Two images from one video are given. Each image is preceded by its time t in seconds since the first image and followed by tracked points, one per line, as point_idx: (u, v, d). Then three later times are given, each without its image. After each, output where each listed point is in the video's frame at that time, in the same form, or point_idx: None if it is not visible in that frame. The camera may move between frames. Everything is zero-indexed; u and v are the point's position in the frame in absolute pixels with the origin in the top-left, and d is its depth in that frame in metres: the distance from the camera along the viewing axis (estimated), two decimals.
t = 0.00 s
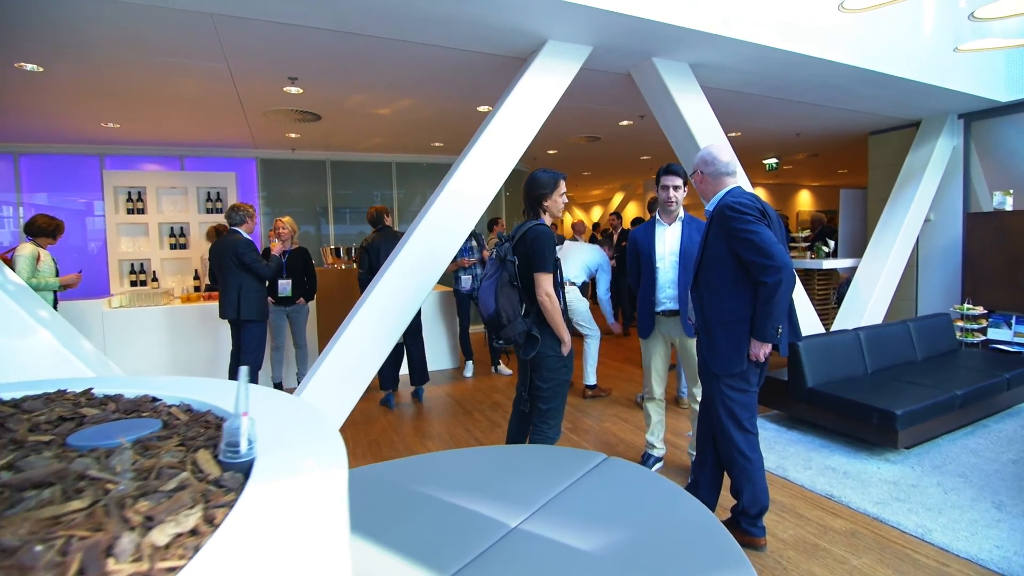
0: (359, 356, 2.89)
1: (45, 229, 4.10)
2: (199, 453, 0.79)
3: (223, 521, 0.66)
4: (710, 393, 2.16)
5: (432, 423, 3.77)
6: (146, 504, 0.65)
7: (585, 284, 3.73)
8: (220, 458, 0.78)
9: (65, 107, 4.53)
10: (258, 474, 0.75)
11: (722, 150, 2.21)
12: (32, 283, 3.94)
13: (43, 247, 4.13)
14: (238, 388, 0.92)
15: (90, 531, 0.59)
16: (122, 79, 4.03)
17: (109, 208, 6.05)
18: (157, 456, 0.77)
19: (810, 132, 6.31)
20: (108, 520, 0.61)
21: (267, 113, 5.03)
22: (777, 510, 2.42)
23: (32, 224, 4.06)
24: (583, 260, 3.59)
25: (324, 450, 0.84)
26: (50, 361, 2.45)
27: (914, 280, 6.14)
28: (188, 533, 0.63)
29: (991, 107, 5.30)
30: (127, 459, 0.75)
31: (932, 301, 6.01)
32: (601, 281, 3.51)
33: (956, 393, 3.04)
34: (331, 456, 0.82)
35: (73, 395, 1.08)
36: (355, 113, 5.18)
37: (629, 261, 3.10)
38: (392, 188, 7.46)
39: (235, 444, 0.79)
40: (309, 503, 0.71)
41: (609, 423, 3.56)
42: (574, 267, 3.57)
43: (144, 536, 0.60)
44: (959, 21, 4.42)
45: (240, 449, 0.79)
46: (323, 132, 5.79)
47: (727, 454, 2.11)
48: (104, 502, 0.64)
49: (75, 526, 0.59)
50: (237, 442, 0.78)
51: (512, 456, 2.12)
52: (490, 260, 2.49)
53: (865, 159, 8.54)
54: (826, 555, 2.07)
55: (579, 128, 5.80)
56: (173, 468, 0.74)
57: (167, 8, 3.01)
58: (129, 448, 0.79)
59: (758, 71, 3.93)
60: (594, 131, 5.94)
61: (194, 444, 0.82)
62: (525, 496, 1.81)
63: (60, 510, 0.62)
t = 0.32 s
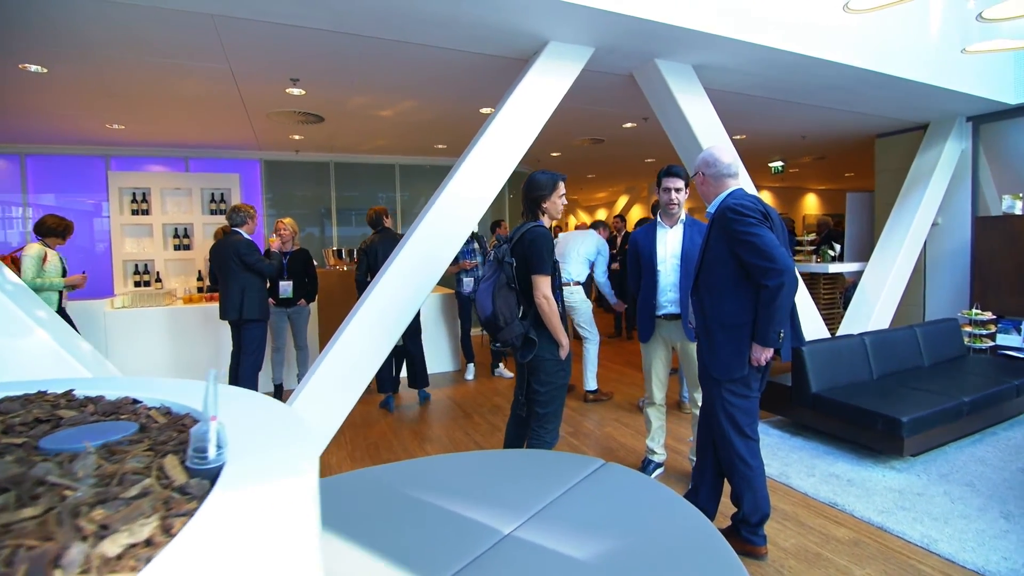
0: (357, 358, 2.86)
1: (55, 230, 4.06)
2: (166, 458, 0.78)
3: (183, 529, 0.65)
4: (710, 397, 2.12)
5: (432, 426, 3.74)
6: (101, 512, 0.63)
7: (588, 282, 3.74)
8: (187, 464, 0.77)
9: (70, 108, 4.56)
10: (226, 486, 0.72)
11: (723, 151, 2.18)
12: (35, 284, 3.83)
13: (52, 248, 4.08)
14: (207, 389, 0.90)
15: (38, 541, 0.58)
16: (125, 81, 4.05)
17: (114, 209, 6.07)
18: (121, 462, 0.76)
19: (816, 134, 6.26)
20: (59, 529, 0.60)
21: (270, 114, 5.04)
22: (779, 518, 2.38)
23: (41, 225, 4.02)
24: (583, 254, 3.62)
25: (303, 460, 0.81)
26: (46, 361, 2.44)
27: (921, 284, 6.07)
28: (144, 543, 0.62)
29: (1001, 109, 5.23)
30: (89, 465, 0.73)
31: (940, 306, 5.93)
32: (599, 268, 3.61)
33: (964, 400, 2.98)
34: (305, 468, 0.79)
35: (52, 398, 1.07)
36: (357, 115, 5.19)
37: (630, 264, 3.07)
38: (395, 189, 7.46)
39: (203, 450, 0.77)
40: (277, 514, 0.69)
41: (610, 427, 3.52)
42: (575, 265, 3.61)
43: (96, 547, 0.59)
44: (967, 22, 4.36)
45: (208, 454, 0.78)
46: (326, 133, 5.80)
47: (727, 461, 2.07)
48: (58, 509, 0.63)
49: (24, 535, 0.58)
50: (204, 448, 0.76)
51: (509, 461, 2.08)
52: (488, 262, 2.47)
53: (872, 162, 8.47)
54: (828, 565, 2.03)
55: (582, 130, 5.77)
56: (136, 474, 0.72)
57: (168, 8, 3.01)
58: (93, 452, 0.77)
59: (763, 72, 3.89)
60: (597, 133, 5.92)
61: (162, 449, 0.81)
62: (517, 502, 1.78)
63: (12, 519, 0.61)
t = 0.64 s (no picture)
0: (353, 360, 2.83)
1: (64, 230, 3.97)
2: (131, 463, 0.76)
3: (137, 538, 0.62)
4: (710, 403, 2.08)
5: (431, 429, 3.71)
6: (52, 520, 0.61)
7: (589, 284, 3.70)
8: (152, 470, 0.75)
9: (72, 107, 4.57)
10: (187, 494, 0.69)
11: (726, 152, 2.14)
12: (39, 284, 3.76)
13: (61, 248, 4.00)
14: (173, 388, 0.88)
15: None
16: (126, 80, 4.05)
17: (117, 209, 6.03)
18: (83, 467, 0.74)
19: (821, 137, 6.21)
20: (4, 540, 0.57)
21: (272, 114, 5.04)
22: (780, 526, 2.34)
23: (50, 224, 3.96)
24: (580, 253, 3.63)
25: (278, 467, 0.78)
26: (41, 361, 2.43)
27: (927, 288, 6.00)
28: (92, 555, 0.59)
29: (1008, 112, 5.17)
30: (49, 469, 0.71)
31: (946, 311, 5.86)
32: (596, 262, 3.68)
33: (970, 407, 2.93)
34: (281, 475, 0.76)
35: (30, 398, 1.05)
36: (359, 116, 5.18)
37: (630, 266, 3.04)
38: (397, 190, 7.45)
39: (169, 455, 0.75)
40: (245, 523, 0.67)
41: (609, 432, 3.48)
42: (575, 265, 3.63)
43: (40, 560, 0.56)
44: (974, 24, 4.31)
45: (174, 459, 0.75)
46: (328, 134, 5.80)
47: (727, 468, 2.03)
48: (7, 519, 0.61)
49: None
50: (169, 453, 0.74)
51: (505, 466, 2.05)
52: (485, 264, 2.44)
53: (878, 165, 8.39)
54: None
55: (585, 132, 5.74)
56: (97, 479, 0.70)
57: (167, 7, 3.00)
58: (54, 456, 0.76)
59: (767, 74, 3.85)
60: (600, 135, 5.89)
61: (129, 453, 0.80)
62: (510, 508, 1.74)
63: None
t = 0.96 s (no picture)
0: (349, 360, 2.80)
1: (77, 230, 3.86)
2: (93, 467, 0.75)
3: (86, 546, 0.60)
4: (710, 407, 2.05)
5: (429, 431, 3.67)
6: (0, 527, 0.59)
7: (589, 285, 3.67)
8: (113, 474, 0.73)
9: (74, 106, 4.57)
10: (147, 501, 0.67)
11: (728, 151, 2.11)
12: (48, 283, 3.62)
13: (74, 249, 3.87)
14: (137, 386, 0.87)
15: None
16: (127, 80, 4.05)
17: (120, 207, 6.05)
18: (43, 470, 0.73)
19: (825, 139, 6.16)
20: None
21: (273, 114, 5.03)
22: (780, 533, 2.30)
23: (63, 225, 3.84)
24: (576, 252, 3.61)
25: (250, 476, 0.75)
26: (36, 360, 2.41)
27: (933, 292, 5.94)
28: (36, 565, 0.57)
29: (1016, 113, 5.11)
30: (6, 472, 0.70)
31: (952, 315, 5.79)
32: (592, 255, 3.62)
33: (976, 413, 2.88)
34: (251, 482, 0.73)
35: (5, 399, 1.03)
36: (360, 116, 5.17)
37: (630, 268, 3.00)
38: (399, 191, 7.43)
39: (131, 459, 0.74)
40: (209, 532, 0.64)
41: (609, 435, 3.45)
42: (575, 269, 3.59)
43: None
44: (981, 25, 4.26)
45: (137, 464, 0.74)
46: (330, 134, 5.80)
47: (726, 474, 1.99)
48: None
49: None
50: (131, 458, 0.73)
51: (499, 469, 2.02)
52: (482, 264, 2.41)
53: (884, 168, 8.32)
54: None
55: (587, 133, 5.71)
56: (54, 483, 0.69)
57: (166, 6, 2.98)
58: (13, 458, 0.75)
59: (770, 74, 3.81)
60: (602, 135, 5.85)
61: (93, 456, 0.79)
62: (502, 513, 1.71)
63: None
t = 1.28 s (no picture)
0: (345, 360, 2.78)
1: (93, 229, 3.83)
2: (49, 472, 0.74)
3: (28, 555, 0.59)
4: (709, 410, 2.01)
5: (427, 432, 3.64)
6: None
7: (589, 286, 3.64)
8: (68, 481, 0.73)
9: (75, 104, 4.57)
10: (104, 507, 0.65)
11: (729, 150, 2.07)
12: (62, 281, 3.59)
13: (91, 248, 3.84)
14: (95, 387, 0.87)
15: None
16: (128, 78, 4.04)
17: (121, 206, 6.03)
18: None
19: (830, 140, 6.11)
20: None
21: (274, 113, 5.02)
22: (780, 539, 2.26)
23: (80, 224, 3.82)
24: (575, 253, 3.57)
25: (216, 486, 0.72)
26: (29, 358, 2.38)
27: (939, 294, 5.87)
28: None
29: None
30: None
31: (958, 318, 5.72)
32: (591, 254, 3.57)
33: (982, 418, 2.83)
34: (216, 491, 0.70)
35: None
36: (361, 114, 5.15)
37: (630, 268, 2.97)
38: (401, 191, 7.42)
39: (87, 464, 0.73)
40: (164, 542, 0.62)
41: (608, 437, 3.41)
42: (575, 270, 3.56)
43: None
44: (989, 25, 4.20)
45: (94, 470, 0.73)
46: (332, 133, 5.79)
47: (725, 478, 1.95)
48: None
49: None
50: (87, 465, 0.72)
51: (493, 471, 1.99)
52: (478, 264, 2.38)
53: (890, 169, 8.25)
54: None
55: (589, 133, 5.67)
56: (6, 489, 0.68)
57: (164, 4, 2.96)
58: None
59: (773, 74, 3.77)
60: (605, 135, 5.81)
61: (51, 460, 0.78)
62: (494, 517, 1.68)
63: None
